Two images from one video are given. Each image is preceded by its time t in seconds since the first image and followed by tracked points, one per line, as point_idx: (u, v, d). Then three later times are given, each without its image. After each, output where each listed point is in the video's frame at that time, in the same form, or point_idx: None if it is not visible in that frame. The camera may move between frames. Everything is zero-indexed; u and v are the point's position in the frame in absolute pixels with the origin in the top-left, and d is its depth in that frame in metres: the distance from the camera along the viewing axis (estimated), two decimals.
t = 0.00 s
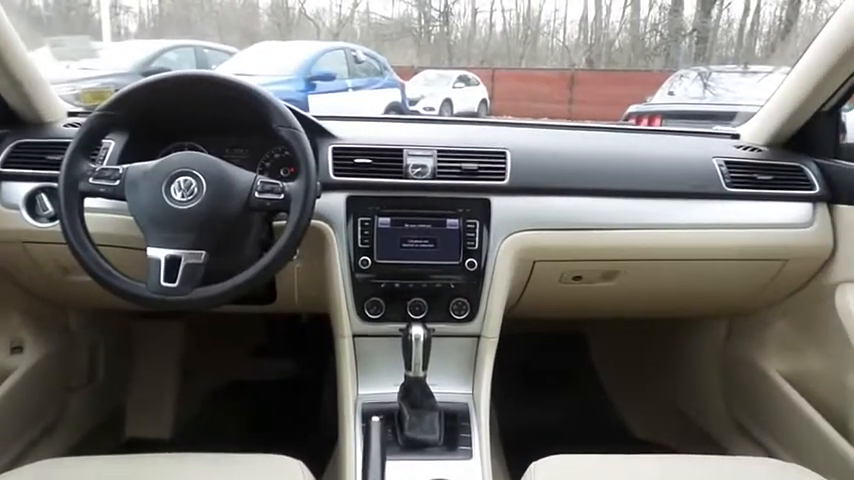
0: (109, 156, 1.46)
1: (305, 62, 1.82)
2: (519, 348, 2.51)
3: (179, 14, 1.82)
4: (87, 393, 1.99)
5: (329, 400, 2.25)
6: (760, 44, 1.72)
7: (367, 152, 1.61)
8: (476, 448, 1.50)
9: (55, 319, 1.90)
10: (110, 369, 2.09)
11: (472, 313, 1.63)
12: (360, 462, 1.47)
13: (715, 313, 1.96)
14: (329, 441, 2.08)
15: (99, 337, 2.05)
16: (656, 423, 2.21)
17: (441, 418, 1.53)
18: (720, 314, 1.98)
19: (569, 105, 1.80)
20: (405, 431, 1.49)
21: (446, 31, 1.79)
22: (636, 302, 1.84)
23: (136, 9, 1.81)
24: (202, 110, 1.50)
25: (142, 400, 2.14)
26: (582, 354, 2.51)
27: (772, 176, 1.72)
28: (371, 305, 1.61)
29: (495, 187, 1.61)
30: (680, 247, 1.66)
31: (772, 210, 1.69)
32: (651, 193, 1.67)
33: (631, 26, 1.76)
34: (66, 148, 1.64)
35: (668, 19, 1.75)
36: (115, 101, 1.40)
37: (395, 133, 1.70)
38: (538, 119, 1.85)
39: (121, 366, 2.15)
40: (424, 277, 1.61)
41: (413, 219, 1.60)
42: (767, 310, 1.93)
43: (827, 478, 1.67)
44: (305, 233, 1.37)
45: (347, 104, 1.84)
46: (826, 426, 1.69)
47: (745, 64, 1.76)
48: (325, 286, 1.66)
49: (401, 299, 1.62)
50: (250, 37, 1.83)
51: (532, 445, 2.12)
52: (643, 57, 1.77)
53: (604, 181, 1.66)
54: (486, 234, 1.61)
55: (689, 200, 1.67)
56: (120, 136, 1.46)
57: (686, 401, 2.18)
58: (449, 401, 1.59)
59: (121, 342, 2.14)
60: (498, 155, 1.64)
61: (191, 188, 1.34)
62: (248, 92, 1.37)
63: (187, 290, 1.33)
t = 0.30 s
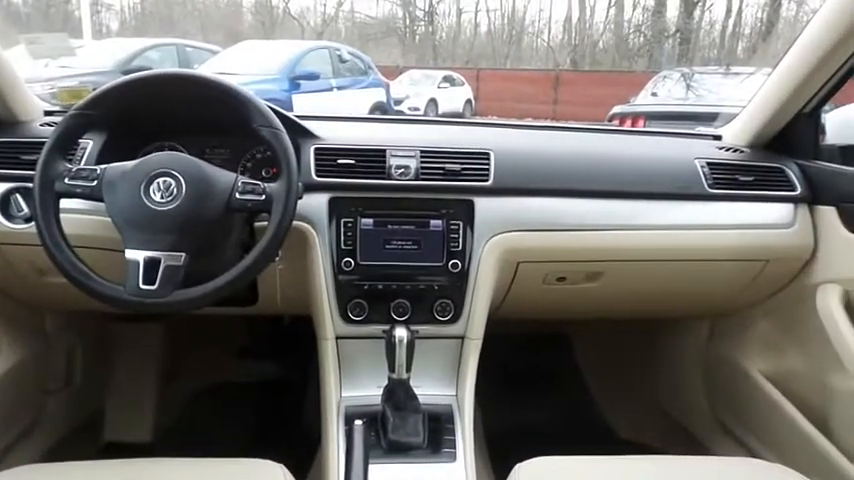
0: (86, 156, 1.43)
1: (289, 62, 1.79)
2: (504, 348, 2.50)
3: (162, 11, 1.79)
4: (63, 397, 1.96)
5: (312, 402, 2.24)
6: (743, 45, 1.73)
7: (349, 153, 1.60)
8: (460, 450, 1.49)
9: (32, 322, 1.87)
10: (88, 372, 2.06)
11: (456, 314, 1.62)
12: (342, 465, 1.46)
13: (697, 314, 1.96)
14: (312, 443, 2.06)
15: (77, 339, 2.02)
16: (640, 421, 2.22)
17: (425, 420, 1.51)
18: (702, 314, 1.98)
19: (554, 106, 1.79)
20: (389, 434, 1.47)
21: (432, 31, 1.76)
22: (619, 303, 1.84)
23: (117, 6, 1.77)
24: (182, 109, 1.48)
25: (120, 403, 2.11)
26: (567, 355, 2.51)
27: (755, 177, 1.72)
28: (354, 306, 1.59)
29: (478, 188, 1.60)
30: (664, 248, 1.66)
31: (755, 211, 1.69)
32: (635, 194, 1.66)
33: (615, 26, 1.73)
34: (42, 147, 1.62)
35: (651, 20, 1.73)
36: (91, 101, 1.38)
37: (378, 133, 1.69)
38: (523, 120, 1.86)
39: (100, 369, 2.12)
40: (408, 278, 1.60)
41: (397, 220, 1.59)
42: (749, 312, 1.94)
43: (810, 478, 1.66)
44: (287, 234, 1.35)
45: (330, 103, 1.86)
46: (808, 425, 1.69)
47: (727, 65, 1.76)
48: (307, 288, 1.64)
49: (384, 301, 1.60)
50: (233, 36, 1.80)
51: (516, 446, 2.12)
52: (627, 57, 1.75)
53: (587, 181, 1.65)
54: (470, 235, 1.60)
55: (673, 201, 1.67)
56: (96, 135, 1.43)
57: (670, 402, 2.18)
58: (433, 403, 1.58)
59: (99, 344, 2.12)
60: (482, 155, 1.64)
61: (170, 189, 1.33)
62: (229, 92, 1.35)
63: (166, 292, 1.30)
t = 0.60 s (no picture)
0: (59, 157, 1.44)
1: (270, 61, 1.78)
2: (486, 349, 2.50)
3: (141, 11, 1.76)
4: (39, 402, 1.92)
5: (294, 405, 2.22)
6: (722, 47, 1.72)
7: (330, 152, 1.58)
8: (442, 451, 1.49)
9: (7, 325, 1.84)
10: (65, 376, 2.03)
11: (438, 315, 1.61)
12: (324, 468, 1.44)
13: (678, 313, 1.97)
14: (294, 447, 2.05)
15: (53, 342, 1.99)
16: (622, 420, 2.22)
17: (407, 421, 1.50)
18: (682, 313, 1.99)
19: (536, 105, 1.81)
20: (371, 436, 1.45)
21: (413, 31, 1.74)
22: (600, 303, 1.84)
23: (95, 6, 1.75)
24: (160, 108, 1.46)
25: (99, 407, 2.08)
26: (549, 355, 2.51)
27: (735, 176, 1.73)
28: (335, 307, 1.58)
29: (460, 188, 1.60)
30: (646, 248, 1.66)
31: (735, 210, 1.70)
32: (616, 193, 1.66)
33: (597, 28, 1.71)
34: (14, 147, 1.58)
35: (631, 22, 1.71)
36: (67, 98, 1.35)
37: (359, 133, 1.68)
38: (505, 120, 1.85)
39: (77, 372, 2.09)
40: (390, 279, 1.59)
41: (378, 220, 1.58)
42: (728, 311, 1.95)
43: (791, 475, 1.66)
44: (267, 234, 1.34)
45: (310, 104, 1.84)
46: (787, 422, 1.69)
47: (706, 66, 1.76)
48: (288, 289, 1.63)
49: (366, 301, 1.59)
50: (215, 36, 1.77)
51: (499, 446, 2.11)
52: (608, 59, 1.73)
53: (568, 180, 1.65)
54: (452, 234, 1.60)
55: (654, 200, 1.67)
56: (71, 135, 1.43)
57: (652, 401, 2.19)
58: (415, 404, 1.57)
59: (76, 347, 2.09)
60: (464, 155, 1.63)
61: (147, 189, 1.31)
62: (207, 90, 1.34)
63: (144, 294, 1.29)
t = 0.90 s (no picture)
0: (29, 156, 1.40)
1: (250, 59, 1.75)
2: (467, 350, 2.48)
3: (117, 9, 1.73)
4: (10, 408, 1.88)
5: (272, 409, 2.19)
6: (699, 50, 1.71)
7: (309, 152, 1.55)
8: (423, 455, 1.47)
9: None
10: (38, 380, 1.99)
11: (418, 316, 1.59)
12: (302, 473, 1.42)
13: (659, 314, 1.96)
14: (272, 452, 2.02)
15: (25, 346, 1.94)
16: (603, 420, 2.21)
17: (387, 424, 1.48)
18: (662, 314, 1.98)
19: (517, 106, 1.78)
20: (350, 440, 1.44)
21: (395, 31, 1.72)
22: (581, 303, 1.82)
23: (70, 3, 1.71)
24: (135, 106, 1.43)
25: (72, 412, 2.04)
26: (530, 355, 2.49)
27: (714, 176, 1.73)
28: (314, 310, 1.56)
29: (440, 188, 1.58)
30: (628, 248, 1.65)
31: (713, 211, 1.70)
32: (598, 194, 1.65)
33: (577, 29, 1.71)
34: None
35: (611, 23, 1.71)
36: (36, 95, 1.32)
37: (338, 132, 1.65)
38: (486, 121, 1.82)
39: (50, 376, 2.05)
40: (370, 281, 1.57)
41: (358, 220, 1.55)
42: (707, 312, 1.94)
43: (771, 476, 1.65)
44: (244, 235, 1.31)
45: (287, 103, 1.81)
46: (767, 423, 1.69)
47: (685, 68, 1.75)
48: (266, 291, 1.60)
49: (345, 303, 1.57)
50: (194, 33, 1.75)
51: (481, 448, 2.09)
52: (589, 60, 1.72)
53: (549, 180, 1.64)
54: (433, 235, 1.58)
55: (635, 200, 1.66)
56: (40, 133, 1.40)
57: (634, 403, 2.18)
58: (395, 407, 1.55)
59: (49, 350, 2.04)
60: (444, 155, 1.61)
61: (120, 189, 1.27)
62: (182, 88, 1.30)
63: (115, 297, 1.25)
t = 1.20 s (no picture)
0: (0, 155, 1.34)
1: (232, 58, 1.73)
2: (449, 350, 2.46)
3: (96, 6, 1.69)
4: None
5: (252, 412, 2.17)
6: (679, 51, 1.72)
7: (290, 152, 1.53)
8: (405, 458, 1.46)
9: None
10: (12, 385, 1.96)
11: (400, 318, 1.57)
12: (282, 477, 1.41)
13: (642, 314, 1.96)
14: (252, 456, 1.99)
15: None
16: (585, 420, 2.20)
17: (369, 427, 1.47)
18: (644, 313, 1.97)
19: (498, 106, 1.78)
20: (331, 443, 1.43)
21: (378, 31, 1.70)
22: (564, 303, 1.81)
23: None
24: (110, 104, 1.40)
25: (48, 418, 2.02)
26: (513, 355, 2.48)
27: (695, 177, 1.72)
28: (295, 311, 1.53)
29: (422, 188, 1.56)
30: (611, 248, 1.64)
31: (697, 211, 1.69)
32: (581, 194, 1.64)
33: (559, 31, 1.70)
34: None
35: (593, 25, 1.70)
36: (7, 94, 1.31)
37: (318, 131, 1.63)
38: (469, 121, 1.80)
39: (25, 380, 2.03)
40: (351, 282, 1.55)
41: (339, 221, 1.53)
42: (687, 312, 1.94)
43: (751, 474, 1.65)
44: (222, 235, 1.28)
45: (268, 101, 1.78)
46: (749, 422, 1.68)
47: (666, 69, 1.76)
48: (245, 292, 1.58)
49: (326, 304, 1.55)
50: (173, 31, 1.73)
51: (463, 450, 2.08)
52: (571, 60, 1.71)
53: (531, 181, 1.63)
54: (415, 235, 1.56)
55: (618, 200, 1.65)
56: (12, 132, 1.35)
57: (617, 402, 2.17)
58: (378, 409, 1.54)
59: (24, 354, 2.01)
60: (427, 155, 1.60)
61: (94, 189, 1.24)
62: (158, 86, 1.28)
63: (89, 299, 1.23)
